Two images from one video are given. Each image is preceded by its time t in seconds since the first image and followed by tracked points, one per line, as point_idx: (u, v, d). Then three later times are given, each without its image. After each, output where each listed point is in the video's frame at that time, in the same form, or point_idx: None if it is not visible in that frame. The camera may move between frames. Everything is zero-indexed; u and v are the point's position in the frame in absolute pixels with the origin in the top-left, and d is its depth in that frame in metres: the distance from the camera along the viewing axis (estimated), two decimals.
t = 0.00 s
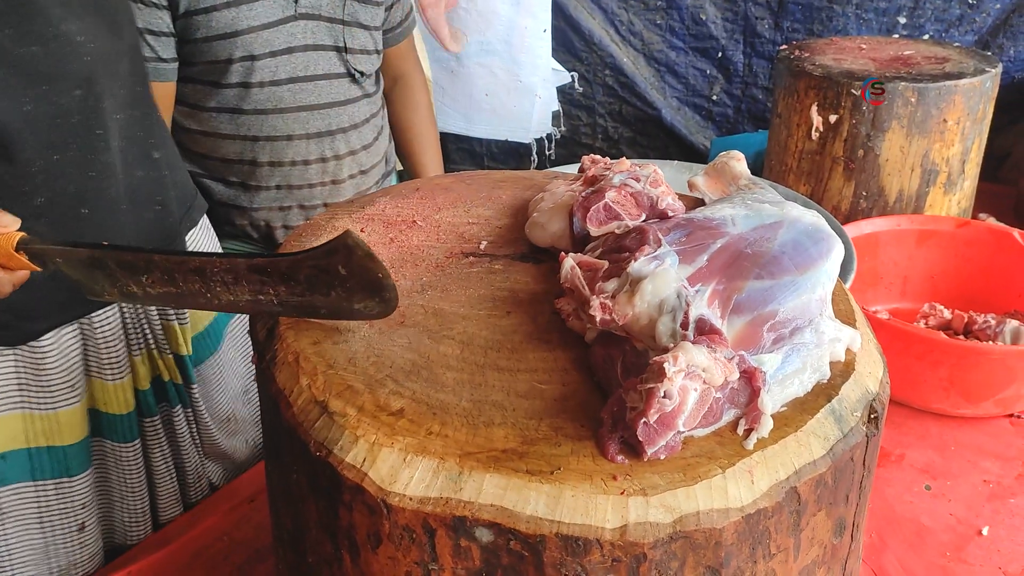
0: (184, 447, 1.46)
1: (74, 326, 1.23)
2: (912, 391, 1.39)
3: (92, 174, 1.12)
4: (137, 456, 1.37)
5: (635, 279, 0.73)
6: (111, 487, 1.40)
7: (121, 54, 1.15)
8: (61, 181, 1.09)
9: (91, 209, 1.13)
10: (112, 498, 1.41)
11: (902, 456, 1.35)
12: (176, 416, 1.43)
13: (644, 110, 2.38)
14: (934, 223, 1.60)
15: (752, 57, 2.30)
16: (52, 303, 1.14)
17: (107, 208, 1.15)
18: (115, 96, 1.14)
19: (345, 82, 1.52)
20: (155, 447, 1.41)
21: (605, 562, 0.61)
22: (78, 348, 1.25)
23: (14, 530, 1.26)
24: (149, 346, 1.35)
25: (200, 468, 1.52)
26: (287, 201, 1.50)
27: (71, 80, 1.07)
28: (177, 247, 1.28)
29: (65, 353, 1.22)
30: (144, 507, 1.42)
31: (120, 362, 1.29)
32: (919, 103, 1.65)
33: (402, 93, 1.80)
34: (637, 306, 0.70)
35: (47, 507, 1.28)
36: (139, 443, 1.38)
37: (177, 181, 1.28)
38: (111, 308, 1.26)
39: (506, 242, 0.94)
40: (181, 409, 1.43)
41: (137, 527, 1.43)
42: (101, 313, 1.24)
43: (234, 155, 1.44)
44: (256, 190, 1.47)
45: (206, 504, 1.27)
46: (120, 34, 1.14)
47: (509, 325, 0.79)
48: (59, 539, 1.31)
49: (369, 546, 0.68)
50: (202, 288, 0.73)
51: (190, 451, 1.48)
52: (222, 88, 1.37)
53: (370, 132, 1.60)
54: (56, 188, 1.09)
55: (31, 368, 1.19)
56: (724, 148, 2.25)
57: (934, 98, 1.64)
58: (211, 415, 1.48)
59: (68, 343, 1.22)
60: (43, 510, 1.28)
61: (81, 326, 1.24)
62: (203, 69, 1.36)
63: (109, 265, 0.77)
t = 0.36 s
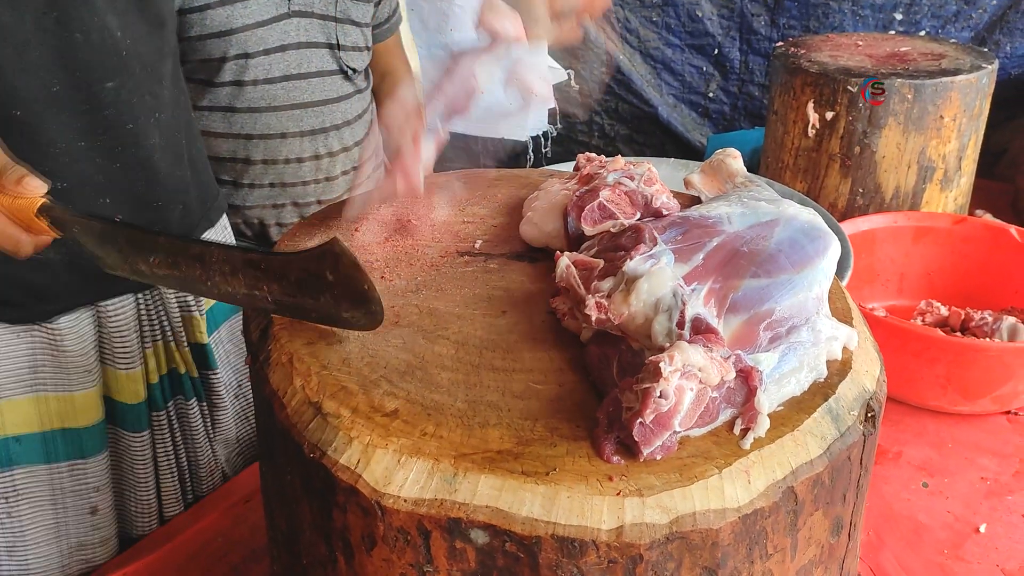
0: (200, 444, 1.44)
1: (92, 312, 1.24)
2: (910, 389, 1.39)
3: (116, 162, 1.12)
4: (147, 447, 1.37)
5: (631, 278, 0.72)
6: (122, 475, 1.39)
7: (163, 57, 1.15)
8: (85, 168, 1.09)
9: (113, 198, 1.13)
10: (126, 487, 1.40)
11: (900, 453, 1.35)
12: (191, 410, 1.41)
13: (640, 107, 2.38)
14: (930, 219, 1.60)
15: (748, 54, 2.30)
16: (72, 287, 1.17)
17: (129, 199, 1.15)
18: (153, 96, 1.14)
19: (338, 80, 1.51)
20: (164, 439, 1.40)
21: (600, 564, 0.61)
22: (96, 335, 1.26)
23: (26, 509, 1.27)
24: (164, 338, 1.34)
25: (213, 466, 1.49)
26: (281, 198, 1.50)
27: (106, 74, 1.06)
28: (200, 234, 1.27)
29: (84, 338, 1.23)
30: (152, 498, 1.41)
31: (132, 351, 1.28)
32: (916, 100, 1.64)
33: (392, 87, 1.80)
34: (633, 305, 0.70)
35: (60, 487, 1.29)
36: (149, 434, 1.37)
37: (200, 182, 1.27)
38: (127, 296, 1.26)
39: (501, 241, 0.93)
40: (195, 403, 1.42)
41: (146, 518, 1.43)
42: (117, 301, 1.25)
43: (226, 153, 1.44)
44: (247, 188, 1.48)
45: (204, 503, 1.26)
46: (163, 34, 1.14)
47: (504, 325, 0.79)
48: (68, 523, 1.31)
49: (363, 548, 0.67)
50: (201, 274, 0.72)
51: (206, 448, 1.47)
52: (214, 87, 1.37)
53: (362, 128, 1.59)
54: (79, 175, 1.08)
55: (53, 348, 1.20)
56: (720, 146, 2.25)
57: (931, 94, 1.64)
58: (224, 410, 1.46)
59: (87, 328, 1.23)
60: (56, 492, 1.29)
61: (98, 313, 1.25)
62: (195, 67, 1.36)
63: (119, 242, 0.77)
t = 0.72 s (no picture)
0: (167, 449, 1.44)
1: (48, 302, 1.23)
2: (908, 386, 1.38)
3: (92, 163, 1.13)
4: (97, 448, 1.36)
5: (627, 273, 0.72)
6: (65, 480, 1.38)
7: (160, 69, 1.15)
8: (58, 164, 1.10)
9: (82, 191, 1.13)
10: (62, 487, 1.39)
11: (899, 451, 1.35)
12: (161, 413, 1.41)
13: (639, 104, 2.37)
14: (929, 216, 1.60)
15: (746, 52, 2.30)
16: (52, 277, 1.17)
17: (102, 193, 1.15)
18: (135, 107, 1.14)
19: (329, 79, 1.49)
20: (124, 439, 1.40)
21: (599, 562, 0.60)
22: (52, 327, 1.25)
23: None
24: (134, 338, 1.34)
25: (183, 470, 1.50)
26: (271, 198, 1.49)
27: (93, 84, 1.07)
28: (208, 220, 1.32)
29: (32, 326, 1.22)
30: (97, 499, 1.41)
31: (90, 349, 1.28)
32: (915, 96, 1.64)
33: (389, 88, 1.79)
34: (628, 301, 0.70)
35: None
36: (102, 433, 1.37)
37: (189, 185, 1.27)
38: (91, 295, 1.25)
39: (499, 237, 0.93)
40: (166, 405, 1.41)
41: (89, 519, 1.43)
42: (79, 296, 1.23)
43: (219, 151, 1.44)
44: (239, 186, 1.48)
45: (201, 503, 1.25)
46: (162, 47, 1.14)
47: (501, 322, 0.78)
48: None
49: (360, 547, 0.67)
50: (207, 261, 0.73)
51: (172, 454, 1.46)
52: (206, 85, 1.37)
53: (355, 128, 1.58)
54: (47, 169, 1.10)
55: None
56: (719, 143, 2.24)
57: (930, 90, 1.64)
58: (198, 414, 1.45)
59: (37, 317, 1.22)
60: None
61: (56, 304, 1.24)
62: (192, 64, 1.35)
63: (132, 223, 0.77)
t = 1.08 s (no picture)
0: (169, 444, 1.43)
1: (71, 299, 1.24)
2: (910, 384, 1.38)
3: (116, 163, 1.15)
4: (123, 434, 1.37)
5: (630, 269, 0.71)
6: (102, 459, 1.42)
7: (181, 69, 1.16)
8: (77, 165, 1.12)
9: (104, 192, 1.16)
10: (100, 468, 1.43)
11: (900, 448, 1.35)
12: (165, 409, 1.41)
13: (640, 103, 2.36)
14: (930, 213, 1.59)
15: (747, 49, 2.29)
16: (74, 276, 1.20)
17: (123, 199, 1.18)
18: (153, 106, 1.15)
19: (315, 88, 1.43)
20: (140, 430, 1.40)
21: (601, 558, 0.60)
22: (74, 319, 1.26)
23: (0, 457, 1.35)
24: (143, 336, 1.35)
25: (182, 468, 1.48)
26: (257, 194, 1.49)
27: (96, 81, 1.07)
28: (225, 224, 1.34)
29: (56, 321, 1.24)
30: (125, 481, 1.42)
31: (112, 343, 1.28)
32: (916, 93, 1.64)
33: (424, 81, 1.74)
34: (632, 298, 0.69)
35: (28, 446, 1.35)
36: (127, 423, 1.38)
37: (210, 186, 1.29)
38: (110, 292, 1.26)
39: (499, 233, 0.92)
40: (170, 403, 1.41)
41: (122, 504, 1.44)
42: (99, 292, 1.25)
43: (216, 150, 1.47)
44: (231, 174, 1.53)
45: (201, 500, 1.25)
46: (181, 47, 1.15)
47: (503, 318, 0.78)
48: (34, 480, 1.38)
49: (362, 543, 0.67)
50: (206, 260, 0.73)
51: (175, 450, 1.45)
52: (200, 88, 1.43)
53: (353, 138, 1.52)
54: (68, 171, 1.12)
55: (26, 322, 1.24)
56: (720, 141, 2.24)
57: (930, 88, 1.64)
58: (202, 413, 1.45)
59: (62, 312, 1.24)
60: (24, 448, 1.36)
61: (78, 300, 1.24)
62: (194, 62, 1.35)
63: (133, 223, 0.77)
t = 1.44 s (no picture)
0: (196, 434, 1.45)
1: (72, 280, 1.25)
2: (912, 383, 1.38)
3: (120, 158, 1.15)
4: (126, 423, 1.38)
5: (637, 269, 0.72)
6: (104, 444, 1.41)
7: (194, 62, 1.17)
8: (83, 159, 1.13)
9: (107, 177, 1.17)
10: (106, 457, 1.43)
11: (903, 447, 1.35)
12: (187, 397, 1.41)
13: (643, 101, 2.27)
14: (933, 212, 1.59)
15: (750, 48, 2.29)
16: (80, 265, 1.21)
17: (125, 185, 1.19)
18: (159, 100, 1.16)
19: (250, 126, 1.43)
20: (148, 420, 1.40)
21: (605, 555, 0.60)
22: (75, 302, 1.27)
23: None
24: (156, 324, 1.35)
25: (210, 454, 1.50)
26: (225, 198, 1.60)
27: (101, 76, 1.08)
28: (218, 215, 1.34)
29: (59, 301, 1.26)
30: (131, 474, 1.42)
31: (109, 331, 1.29)
32: (919, 92, 1.63)
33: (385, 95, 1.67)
34: (638, 297, 0.69)
35: (19, 429, 1.33)
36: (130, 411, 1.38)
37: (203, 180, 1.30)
38: (109, 280, 1.27)
39: (502, 230, 0.92)
40: (189, 389, 1.41)
41: (127, 491, 1.44)
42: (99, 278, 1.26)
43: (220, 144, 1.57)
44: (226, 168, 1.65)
45: (204, 496, 1.25)
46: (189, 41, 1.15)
47: (505, 316, 0.78)
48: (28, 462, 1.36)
49: (366, 539, 0.67)
50: (215, 252, 0.72)
51: (201, 438, 1.47)
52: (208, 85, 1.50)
53: (298, 165, 1.50)
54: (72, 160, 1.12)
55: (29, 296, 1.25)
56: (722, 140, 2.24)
57: (934, 86, 1.63)
58: (220, 399, 1.46)
59: (63, 294, 1.25)
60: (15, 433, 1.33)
61: (78, 282, 1.25)
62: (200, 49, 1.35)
63: (144, 213, 0.77)
